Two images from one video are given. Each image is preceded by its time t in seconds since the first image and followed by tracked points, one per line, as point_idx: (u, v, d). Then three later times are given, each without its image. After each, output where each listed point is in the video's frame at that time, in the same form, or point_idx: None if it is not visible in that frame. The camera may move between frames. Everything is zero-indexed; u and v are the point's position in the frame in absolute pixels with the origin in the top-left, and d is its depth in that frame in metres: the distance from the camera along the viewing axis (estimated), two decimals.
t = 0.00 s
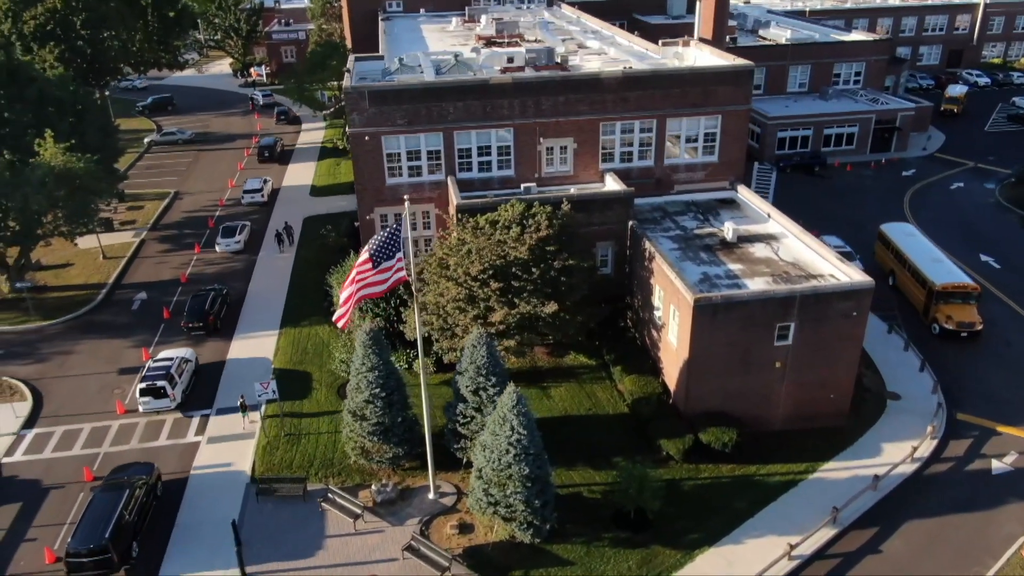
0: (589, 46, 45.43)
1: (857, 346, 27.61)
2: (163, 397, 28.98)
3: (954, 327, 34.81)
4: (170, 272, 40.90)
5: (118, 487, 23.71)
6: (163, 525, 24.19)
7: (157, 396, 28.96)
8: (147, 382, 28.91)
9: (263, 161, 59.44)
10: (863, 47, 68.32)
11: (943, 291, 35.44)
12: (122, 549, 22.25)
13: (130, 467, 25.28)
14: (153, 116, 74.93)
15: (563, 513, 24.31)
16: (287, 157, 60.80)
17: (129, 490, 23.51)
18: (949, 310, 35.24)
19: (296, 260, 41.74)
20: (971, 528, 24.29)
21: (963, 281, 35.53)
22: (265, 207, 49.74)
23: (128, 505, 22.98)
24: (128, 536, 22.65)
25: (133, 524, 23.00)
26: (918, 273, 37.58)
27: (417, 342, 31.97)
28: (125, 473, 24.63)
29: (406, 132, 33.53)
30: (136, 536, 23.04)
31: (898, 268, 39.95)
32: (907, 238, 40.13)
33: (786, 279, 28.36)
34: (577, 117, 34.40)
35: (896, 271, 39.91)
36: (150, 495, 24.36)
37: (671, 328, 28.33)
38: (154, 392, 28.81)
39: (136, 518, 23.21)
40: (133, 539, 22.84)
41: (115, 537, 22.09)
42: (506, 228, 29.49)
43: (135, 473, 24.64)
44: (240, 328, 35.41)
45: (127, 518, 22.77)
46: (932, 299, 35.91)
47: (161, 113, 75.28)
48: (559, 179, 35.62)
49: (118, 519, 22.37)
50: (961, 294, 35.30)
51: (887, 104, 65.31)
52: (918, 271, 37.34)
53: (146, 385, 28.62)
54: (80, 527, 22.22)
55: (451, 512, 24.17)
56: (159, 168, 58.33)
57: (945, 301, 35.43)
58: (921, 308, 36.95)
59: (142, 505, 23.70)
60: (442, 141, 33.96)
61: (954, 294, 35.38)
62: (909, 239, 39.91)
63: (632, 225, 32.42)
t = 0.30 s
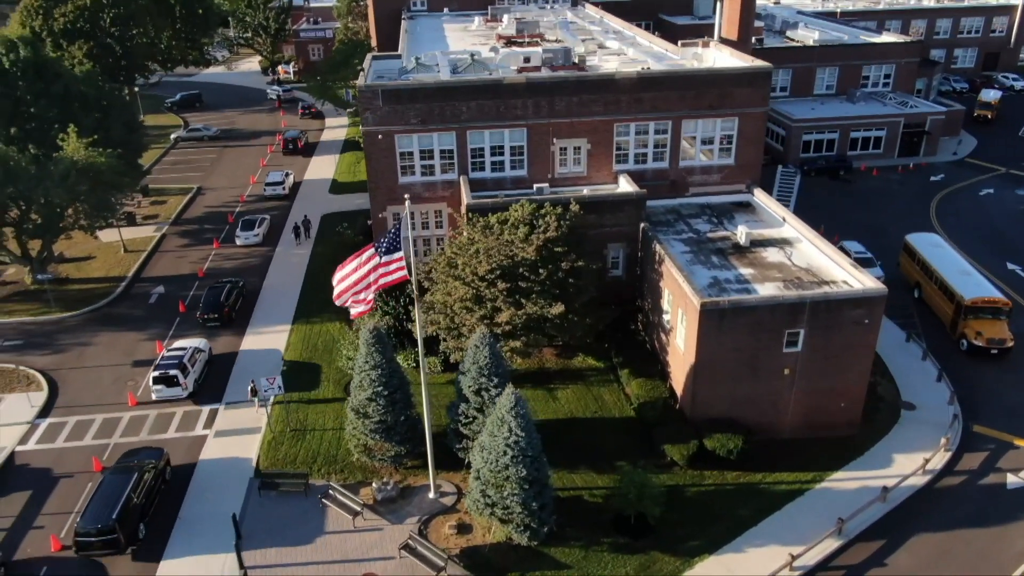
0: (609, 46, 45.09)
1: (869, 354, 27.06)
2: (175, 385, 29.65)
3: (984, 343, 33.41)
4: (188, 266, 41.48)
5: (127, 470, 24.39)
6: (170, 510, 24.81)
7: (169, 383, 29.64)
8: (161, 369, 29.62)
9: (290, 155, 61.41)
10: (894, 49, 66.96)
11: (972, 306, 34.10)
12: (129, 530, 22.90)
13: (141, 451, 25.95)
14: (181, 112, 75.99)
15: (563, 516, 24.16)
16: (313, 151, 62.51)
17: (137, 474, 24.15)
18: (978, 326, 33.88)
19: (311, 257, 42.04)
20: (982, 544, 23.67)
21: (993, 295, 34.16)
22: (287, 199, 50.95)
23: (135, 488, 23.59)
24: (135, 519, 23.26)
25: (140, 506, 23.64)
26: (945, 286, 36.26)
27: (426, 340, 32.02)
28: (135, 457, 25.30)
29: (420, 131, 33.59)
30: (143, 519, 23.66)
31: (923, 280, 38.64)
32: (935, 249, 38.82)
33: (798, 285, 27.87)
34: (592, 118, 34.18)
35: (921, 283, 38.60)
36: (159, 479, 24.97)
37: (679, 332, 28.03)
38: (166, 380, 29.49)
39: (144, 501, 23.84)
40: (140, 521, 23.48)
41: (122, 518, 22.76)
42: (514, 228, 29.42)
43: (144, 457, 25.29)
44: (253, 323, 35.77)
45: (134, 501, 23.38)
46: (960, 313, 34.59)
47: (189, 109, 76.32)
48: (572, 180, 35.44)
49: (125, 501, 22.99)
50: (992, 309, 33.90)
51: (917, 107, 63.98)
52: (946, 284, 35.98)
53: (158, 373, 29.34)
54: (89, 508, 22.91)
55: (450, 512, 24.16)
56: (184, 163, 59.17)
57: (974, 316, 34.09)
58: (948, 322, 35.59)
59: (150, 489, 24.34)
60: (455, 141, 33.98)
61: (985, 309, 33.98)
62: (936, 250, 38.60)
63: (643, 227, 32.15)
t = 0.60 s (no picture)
0: (628, 47, 44.75)
1: (880, 363, 26.53)
2: (186, 374, 30.01)
3: (1012, 363, 32.01)
4: (205, 262, 41.99)
5: (137, 455, 24.97)
6: (177, 494, 25.35)
7: (181, 373, 30.03)
8: (173, 359, 30.04)
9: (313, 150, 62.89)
10: (923, 51, 65.64)
11: (1000, 323, 32.21)
12: (136, 514, 23.42)
13: (151, 438, 26.55)
14: (206, 109, 76.94)
15: (562, 520, 24.02)
16: (334, 145, 63.84)
17: (147, 459, 24.73)
18: (1007, 344, 32.17)
19: (326, 254, 42.32)
20: (992, 560, 23.08)
21: None
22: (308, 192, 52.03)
23: (144, 473, 24.14)
24: (143, 503, 23.81)
25: (148, 491, 24.18)
26: (973, 301, 34.49)
27: (433, 339, 32.05)
28: (145, 443, 25.91)
29: (432, 131, 33.65)
30: (151, 503, 24.20)
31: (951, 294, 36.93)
32: (963, 262, 37.12)
33: (809, 290, 27.42)
34: (605, 119, 33.98)
35: (948, 296, 36.94)
36: (167, 465, 25.53)
37: (686, 337, 27.73)
38: (178, 370, 29.88)
39: (152, 486, 24.37)
40: (148, 505, 24.01)
41: (131, 502, 23.28)
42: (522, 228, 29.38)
43: (154, 444, 25.89)
44: (265, 318, 36.11)
45: (143, 486, 23.93)
46: (988, 330, 32.82)
47: (215, 106, 77.23)
48: (584, 181, 35.26)
49: (134, 485, 23.54)
50: (1022, 325, 31.90)
51: (945, 110, 62.69)
52: (973, 299, 34.26)
53: (171, 363, 29.72)
54: (99, 491, 23.45)
55: (450, 513, 24.14)
56: (206, 160, 59.91)
57: (1002, 333, 32.24)
58: (976, 339, 33.94)
59: (158, 474, 24.86)
60: (467, 140, 33.99)
61: (1014, 327, 32.02)
62: (963, 263, 36.90)
63: (654, 229, 31.89)
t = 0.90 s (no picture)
0: (647, 48, 44.37)
1: (891, 374, 26.02)
2: (199, 365, 30.76)
3: None
4: (222, 257, 42.50)
5: (147, 442, 25.70)
6: (185, 481, 26.00)
7: (194, 364, 30.77)
8: (186, 350, 30.82)
9: (336, 143, 64.24)
10: (954, 54, 64.23)
11: None
12: (145, 499, 24.06)
13: (163, 426, 27.29)
14: (233, 106, 77.84)
15: (561, 524, 23.87)
16: (357, 141, 64.86)
17: (156, 446, 25.45)
18: None
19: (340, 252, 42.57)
20: None
21: None
22: (329, 184, 53.38)
23: (153, 460, 24.79)
24: (151, 489, 24.44)
25: (157, 477, 24.83)
26: (1002, 321, 32.88)
27: (441, 339, 32.07)
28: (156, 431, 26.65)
29: (444, 131, 33.67)
30: (159, 489, 24.82)
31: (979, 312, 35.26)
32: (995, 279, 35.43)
33: (820, 298, 26.95)
34: (618, 121, 33.74)
35: (977, 315, 35.26)
36: (176, 454, 26.18)
37: (693, 342, 27.40)
38: (191, 360, 30.64)
39: (161, 473, 25.04)
40: (156, 491, 24.64)
41: (139, 486, 23.94)
42: (530, 230, 29.31)
43: (164, 432, 26.59)
44: (277, 315, 36.43)
45: (151, 472, 24.57)
46: (1017, 353, 31.14)
47: (241, 104, 78.11)
48: (597, 183, 35.06)
49: (143, 471, 24.21)
50: None
51: (975, 115, 61.24)
52: (1003, 319, 32.62)
53: (184, 353, 30.49)
54: (110, 474, 24.16)
55: (449, 514, 24.12)
56: (229, 156, 60.63)
57: None
58: (1004, 362, 32.29)
59: (167, 462, 25.54)
60: (480, 141, 33.95)
61: None
62: (996, 281, 35.04)
63: (665, 233, 31.61)
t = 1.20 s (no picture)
0: (667, 49, 43.96)
1: (902, 385, 25.49)
2: (212, 357, 31.38)
3: None
4: (240, 254, 43.00)
5: (159, 430, 26.41)
6: (194, 470, 26.59)
7: (208, 356, 31.42)
8: (201, 342, 31.48)
9: (359, 138, 65.14)
10: (987, 57, 62.74)
11: None
12: (154, 486, 24.73)
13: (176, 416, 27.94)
14: (258, 103, 78.58)
15: (560, 529, 23.77)
16: (381, 134, 66.01)
17: (167, 434, 26.12)
18: None
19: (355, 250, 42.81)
20: None
21: None
22: (352, 177, 54.92)
23: (163, 448, 25.42)
24: (160, 476, 25.10)
25: (167, 465, 25.48)
26: None
27: (449, 339, 32.10)
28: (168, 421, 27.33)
29: (457, 131, 33.67)
30: (169, 476, 25.50)
31: (1009, 335, 33.67)
32: None
33: (831, 305, 26.48)
34: (632, 123, 33.47)
35: (1007, 337, 33.69)
36: (186, 443, 26.80)
37: (700, 348, 27.10)
38: (205, 352, 31.29)
39: (171, 461, 25.68)
40: (165, 479, 25.29)
41: (149, 473, 24.60)
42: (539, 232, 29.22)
43: (175, 422, 27.24)
44: (289, 312, 36.77)
45: (161, 460, 25.23)
46: None
47: (267, 101, 78.90)
48: (610, 185, 34.84)
49: (153, 458, 24.86)
50: None
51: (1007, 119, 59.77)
52: None
53: (198, 345, 31.16)
54: (121, 461, 24.85)
55: (448, 515, 24.14)
56: (252, 153, 61.32)
57: None
58: None
59: (178, 450, 26.20)
60: (492, 141, 33.90)
61: None
62: None
63: (676, 237, 31.31)
